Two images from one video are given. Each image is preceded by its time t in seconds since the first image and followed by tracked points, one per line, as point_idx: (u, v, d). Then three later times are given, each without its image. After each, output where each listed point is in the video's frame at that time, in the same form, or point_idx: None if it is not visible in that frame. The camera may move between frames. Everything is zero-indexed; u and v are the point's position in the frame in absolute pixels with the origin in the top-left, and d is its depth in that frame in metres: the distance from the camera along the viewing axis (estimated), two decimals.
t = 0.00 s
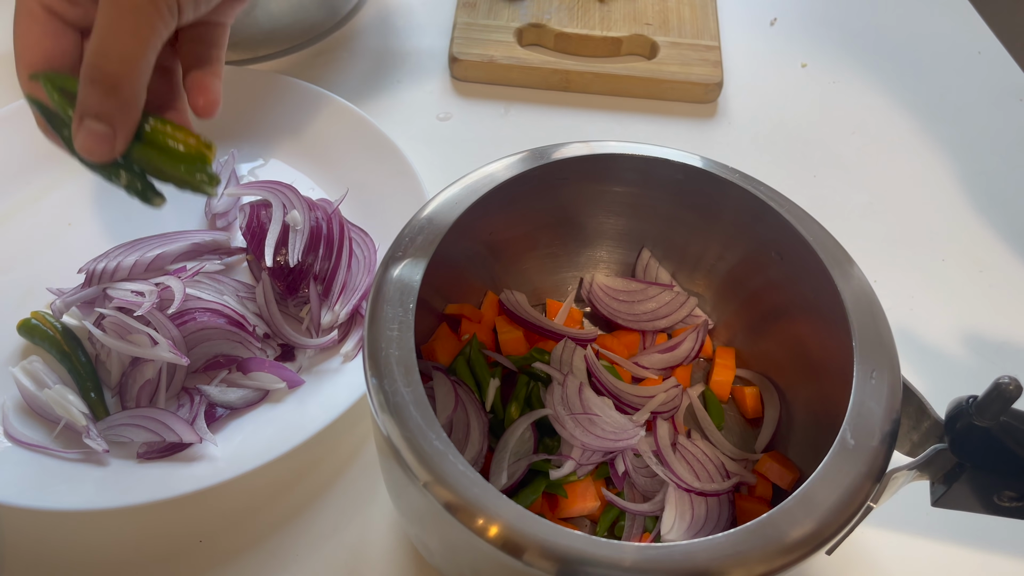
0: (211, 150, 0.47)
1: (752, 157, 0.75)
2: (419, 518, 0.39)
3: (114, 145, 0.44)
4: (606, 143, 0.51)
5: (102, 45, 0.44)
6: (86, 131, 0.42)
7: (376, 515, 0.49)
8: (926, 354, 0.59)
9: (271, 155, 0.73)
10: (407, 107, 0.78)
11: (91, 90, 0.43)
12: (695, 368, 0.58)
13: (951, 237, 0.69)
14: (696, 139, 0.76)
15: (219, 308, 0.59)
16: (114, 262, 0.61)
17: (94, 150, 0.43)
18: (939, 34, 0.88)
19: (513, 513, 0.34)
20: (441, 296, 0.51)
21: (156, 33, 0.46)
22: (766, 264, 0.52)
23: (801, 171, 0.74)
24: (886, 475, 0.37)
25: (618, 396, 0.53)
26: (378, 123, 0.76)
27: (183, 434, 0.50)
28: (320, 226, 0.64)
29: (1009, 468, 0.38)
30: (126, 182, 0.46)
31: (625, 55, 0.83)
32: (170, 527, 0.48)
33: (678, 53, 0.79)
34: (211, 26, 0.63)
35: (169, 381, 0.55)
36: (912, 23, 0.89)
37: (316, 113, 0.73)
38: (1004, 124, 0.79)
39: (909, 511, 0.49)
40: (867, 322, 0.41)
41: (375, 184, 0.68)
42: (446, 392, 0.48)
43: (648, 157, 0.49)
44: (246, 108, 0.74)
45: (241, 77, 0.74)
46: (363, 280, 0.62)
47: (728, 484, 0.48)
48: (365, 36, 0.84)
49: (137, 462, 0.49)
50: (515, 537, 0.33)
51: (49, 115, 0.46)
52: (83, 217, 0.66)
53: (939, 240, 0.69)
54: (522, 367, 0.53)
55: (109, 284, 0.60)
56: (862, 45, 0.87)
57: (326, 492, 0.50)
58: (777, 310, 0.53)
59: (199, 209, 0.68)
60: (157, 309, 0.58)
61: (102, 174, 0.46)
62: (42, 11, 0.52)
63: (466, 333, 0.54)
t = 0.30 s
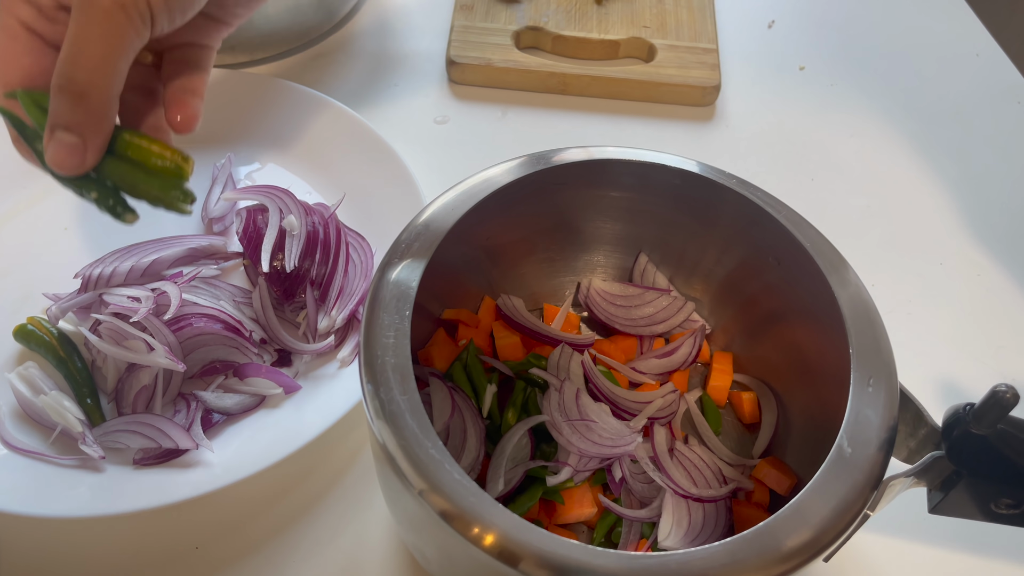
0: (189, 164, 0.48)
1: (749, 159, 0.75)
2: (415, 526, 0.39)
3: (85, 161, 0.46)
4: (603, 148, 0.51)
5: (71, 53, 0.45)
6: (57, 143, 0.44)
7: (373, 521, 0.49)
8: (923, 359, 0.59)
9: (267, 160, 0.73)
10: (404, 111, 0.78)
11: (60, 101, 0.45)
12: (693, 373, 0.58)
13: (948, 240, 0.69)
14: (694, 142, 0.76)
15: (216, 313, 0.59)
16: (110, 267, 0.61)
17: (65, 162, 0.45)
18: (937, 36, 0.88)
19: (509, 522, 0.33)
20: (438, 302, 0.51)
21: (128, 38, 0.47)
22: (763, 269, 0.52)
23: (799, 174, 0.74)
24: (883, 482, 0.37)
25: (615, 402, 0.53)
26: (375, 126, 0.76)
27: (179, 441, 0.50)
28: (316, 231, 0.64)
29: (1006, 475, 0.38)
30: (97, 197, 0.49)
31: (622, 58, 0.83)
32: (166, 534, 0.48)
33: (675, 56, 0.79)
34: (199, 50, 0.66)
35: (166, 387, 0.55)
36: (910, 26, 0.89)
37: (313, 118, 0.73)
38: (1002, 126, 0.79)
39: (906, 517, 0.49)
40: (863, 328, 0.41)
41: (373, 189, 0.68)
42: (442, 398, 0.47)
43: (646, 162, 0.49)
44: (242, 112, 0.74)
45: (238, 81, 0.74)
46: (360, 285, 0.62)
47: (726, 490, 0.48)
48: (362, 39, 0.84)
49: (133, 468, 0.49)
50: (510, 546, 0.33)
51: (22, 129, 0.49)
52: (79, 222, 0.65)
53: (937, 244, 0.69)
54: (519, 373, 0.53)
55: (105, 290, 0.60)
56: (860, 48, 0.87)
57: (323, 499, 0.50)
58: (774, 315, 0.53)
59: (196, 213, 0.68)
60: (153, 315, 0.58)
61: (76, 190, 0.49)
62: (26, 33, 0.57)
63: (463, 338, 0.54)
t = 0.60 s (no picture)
0: None
1: (747, 161, 0.75)
2: (411, 530, 0.38)
3: None
4: (600, 151, 0.51)
5: None
6: None
7: (370, 525, 0.49)
8: (921, 361, 0.59)
9: (265, 161, 0.73)
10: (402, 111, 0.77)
11: None
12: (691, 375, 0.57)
13: (946, 242, 0.69)
14: (692, 143, 0.76)
15: (212, 316, 0.59)
16: (107, 270, 0.61)
17: None
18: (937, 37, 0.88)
19: (504, 526, 0.33)
20: (435, 305, 0.51)
21: None
22: (760, 272, 0.52)
23: (797, 175, 0.74)
24: (880, 486, 0.37)
25: (613, 405, 0.53)
26: (373, 127, 0.76)
27: (174, 443, 0.49)
28: (313, 232, 0.64)
29: (1004, 480, 0.38)
30: None
31: (621, 58, 0.82)
32: (163, 537, 0.47)
33: (673, 57, 0.79)
34: None
35: (162, 390, 0.55)
36: (908, 26, 0.89)
37: (310, 119, 0.73)
38: (1001, 127, 0.78)
39: (903, 520, 0.49)
40: (860, 331, 0.41)
41: (370, 190, 0.68)
42: (439, 402, 0.47)
43: (643, 164, 0.49)
44: (239, 113, 0.74)
45: (235, 83, 0.74)
46: (357, 287, 0.62)
47: (723, 493, 0.48)
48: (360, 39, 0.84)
49: (129, 471, 0.48)
50: (506, 551, 0.33)
51: None
52: (76, 224, 0.65)
53: (934, 245, 0.69)
54: (515, 376, 0.53)
55: (101, 292, 0.59)
56: (859, 48, 0.87)
57: (320, 501, 0.50)
58: (771, 318, 0.53)
59: (193, 215, 0.68)
60: (149, 317, 0.58)
61: None
62: None
63: (460, 341, 0.54)
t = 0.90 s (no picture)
0: None
1: (746, 159, 0.75)
2: (406, 531, 0.38)
3: None
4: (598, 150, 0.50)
5: None
6: None
7: (365, 525, 0.49)
8: (921, 362, 0.59)
9: (261, 159, 0.72)
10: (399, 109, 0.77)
11: None
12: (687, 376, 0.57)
13: (946, 242, 0.69)
14: (691, 142, 0.76)
15: (208, 315, 0.58)
16: (101, 268, 0.60)
17: None
18: (937, 35, 0.88)
19: (500, 528, 0.33)
20: (432, 305, 0.51)
21: None
22: (759, 271, 0.51)
23: (796, 174, 0.73)
24: (878, 489, 0.36)
25: (609, 405, 0.52)
26: (370, 125, 0.75)
27: (168, 443, 0.49)
28: (309, 231, 0.64)
29: (1003, 482, 0.37)
30: None
31: (620, 56, 0.82)
32: (157, 537, 0.47)
33: (672, 55, 0.79)
34: None
35: (157, 389, 0.55)
36: (909, 25, 0.89)
37: (306, 116, 0.72)
38: (1001, 126, 0.78)
39: (901, 522, 0.49)
40: (859, 332, 0.41)
41: (367, 188, 0.68)
42: (435, 402, 0.47)
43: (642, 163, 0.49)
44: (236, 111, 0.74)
45: (232, 81, 0.74)
46: (354, 285, 0.62)
47: (721, 494, 0.48)
48: (358, 37, 0.84)
49: (123, 472, 0.48)
50: (502, 554, 0.33)
51: None
52: (70, 222, 0.65)
53: (934, 244, 0.68)
54: (512, 376, 0.53)
55: (96, 291, 0.59)
56: (859, 46, 0.86)
57: (316, 501, 0.50)
58: (769, 318, 0.52)
59: (189, 213, 0.67)
60: (144, 316, 0.58)
61: None
62: None
63: (456, 340, 0.53)
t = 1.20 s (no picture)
0: None
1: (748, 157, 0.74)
2: (403, 529, 0.38)
3: None
4: (599, 146, 0.50)
5: None
6: None
7: (363, 523, 0.49)
8: (923, 361, 0.59)
9: (260, 154, 0.72)
10: (399, 104, 0.76)
11: None
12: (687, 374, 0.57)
13: (949, 240, 0.68)
14: (692, 139, 0.75)
15: (205, 311, 0.58)
16: (97, 263, 0.60)
17: None
18: (940, 33, 0.87)
19: (498, 528, 0.33)
20: (430, 302, 0.50)
21: None
22: (761, 269, 0.51)
23: (797, 172, 0.73)
24: (880, 489, 0.36)
25: (609, 403, 0.52)
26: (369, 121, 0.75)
27: (165, 440, 0.49)
28: (307, 226, 0.63)
29: (1007, 482, 0.37)
30: None
31: (621, 52, 0.81)
32: (153, 534, 0.47)
33: (673, 52, 0.78)
34: None
35: (153, 386, 0.54)
36: (912, 22, 0.88)
37: (305, 111, 0.72)
38: (1004, 125, 0.78)
39: (902, 523, 0.49)
40: (862, 332, 0.41)
41: (365, 184, 0.67)
42: (434, 400, 0.46)
43: (643, 160, 0.48)
44: (234, 106, 0.73)
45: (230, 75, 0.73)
46: (352, 282, 0.62)
47: (721, 494, 0.48)
48: (357, 32, 0.83)
49: (119, 469, 0.48)
50: (499, 554, 0.32)
51: None
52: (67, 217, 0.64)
53: (936, 243, 0.68)
54: (511, 373, 0.53)
55: (92, 286, 0.59)
56: (861, 43, 0.86)
57: (313, 499, 0.50)
58: (771, 317, 0.52)
59: (186, 208, 0.67)
60: (141, 312, 0.57)
61: None
62: None
63: (455, 337, 0.53)
